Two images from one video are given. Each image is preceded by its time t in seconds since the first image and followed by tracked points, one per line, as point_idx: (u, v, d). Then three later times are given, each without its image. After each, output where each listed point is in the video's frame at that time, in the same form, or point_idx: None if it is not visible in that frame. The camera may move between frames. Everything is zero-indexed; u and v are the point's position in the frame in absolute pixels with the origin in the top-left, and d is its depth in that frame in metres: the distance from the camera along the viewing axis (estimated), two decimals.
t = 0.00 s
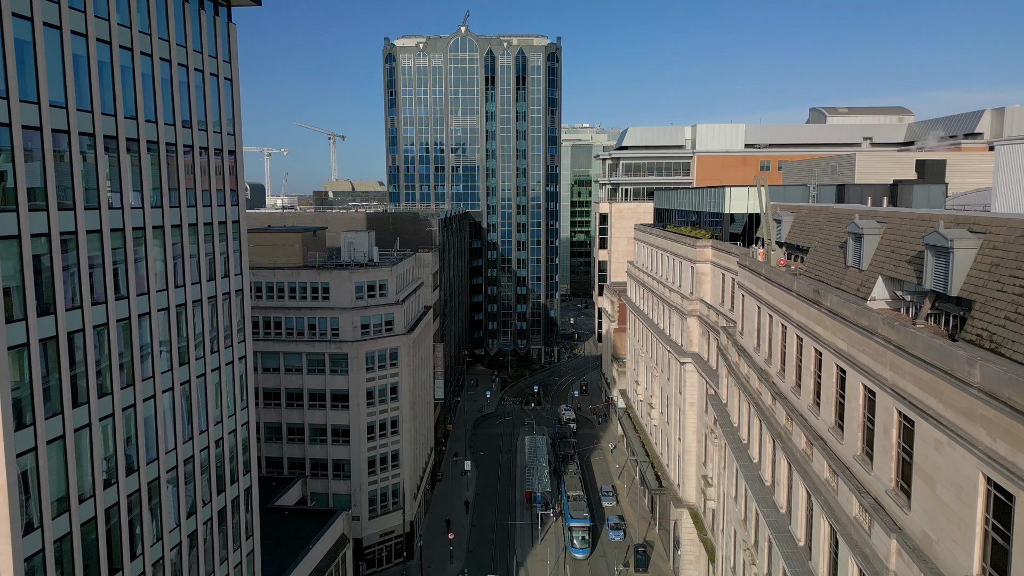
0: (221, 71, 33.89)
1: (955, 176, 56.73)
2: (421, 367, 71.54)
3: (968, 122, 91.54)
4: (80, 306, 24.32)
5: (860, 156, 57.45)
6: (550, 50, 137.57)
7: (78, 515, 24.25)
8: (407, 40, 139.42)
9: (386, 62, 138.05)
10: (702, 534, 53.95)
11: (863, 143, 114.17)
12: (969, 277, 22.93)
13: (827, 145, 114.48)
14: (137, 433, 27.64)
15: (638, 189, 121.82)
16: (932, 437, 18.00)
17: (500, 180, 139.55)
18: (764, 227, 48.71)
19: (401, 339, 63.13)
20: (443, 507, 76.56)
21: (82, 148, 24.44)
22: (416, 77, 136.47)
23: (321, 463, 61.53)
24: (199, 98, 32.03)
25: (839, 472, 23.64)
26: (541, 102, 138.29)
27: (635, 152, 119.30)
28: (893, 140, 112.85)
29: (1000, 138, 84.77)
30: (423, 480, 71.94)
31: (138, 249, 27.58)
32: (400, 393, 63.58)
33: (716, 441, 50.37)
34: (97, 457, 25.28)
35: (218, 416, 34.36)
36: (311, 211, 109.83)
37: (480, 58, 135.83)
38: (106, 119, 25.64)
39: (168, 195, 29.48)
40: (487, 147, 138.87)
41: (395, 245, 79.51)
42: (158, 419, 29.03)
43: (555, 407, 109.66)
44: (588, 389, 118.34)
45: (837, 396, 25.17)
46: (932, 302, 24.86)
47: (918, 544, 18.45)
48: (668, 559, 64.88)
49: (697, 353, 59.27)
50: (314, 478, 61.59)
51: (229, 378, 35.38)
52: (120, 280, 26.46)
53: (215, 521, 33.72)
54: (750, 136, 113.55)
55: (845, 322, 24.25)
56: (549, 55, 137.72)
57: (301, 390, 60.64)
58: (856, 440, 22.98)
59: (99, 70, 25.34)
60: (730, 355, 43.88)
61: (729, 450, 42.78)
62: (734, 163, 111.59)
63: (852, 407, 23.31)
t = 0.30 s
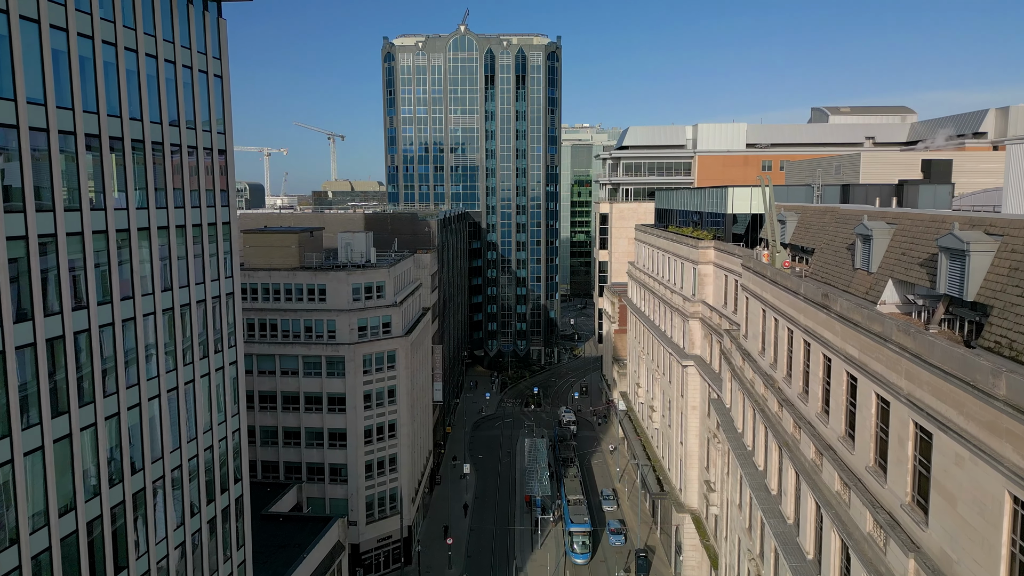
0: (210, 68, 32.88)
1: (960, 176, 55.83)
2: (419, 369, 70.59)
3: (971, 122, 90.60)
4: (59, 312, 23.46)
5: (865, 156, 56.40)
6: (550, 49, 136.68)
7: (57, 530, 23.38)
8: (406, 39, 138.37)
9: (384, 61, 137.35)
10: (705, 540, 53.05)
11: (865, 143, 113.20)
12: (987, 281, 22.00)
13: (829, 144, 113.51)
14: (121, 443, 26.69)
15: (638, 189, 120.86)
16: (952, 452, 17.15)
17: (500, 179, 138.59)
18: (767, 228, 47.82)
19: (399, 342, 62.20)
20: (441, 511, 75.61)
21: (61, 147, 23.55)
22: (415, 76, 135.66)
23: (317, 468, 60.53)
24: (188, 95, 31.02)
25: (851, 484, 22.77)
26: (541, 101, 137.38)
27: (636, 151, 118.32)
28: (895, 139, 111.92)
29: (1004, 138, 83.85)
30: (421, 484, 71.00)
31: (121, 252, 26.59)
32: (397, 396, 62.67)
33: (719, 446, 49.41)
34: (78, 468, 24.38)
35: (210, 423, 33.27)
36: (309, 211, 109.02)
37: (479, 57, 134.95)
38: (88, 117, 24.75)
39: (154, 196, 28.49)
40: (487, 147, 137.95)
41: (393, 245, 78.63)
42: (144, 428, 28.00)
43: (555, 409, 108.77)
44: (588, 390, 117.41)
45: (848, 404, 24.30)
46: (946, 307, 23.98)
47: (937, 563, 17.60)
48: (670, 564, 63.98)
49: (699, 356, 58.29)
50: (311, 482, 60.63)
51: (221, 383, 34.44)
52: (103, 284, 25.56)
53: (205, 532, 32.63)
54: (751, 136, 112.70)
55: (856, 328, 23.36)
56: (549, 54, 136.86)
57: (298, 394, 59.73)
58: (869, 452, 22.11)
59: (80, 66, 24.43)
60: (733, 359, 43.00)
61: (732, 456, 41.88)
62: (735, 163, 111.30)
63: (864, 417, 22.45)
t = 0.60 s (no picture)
0: (199, 65, 31.88)
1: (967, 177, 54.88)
2: (417, 372, 69.66)
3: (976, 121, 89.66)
4: (38, 318, 22.64)
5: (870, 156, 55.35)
6: (550, 49, 135.80)
7: (34, 545, 22.48)
8: (405, 38, 137.30)
9: (383, 61, 136.49)
10: (707, 546, 52.13)
11: (868, 142, 112.23)
12: (1005, 285, 21.11)
13: (832, 144, 112.52)
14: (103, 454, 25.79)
15: (639, 189, 119.92)
16: (973, 466, 16.28)
17: (500, 179, 137.66)
18: (772, 229, 46.92)
19: (397, 344, 61.29)
20: (440, 516, 74.68)
21: (39, 146, 22.69)
22: (414, 75, 134.83)
23: (314, 472, 59.64)
24: (175, 93, 30.06)
25: (863, 497, 21.90)
26: (541, 101, 136.46)
27: (636, 151, 117.26)
28: (898, 139, 110.98)
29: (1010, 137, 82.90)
30: (420, 488, 70.08)
31: (104, 255, 25.69)
32: (395, 399, 61.74)
33: (722, 451, 48.50)
34: (56, 480, 23.48)
35: (200, 431, 32.30)
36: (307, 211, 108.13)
37: (479, 56, 134.05)
38: (68, 114, 23.89)
39: (139, 196, 27.57)
40: (487, 147, 137.03)
41: (391, 246, 77.72)
42: (127, 438, 27.04)
43: (555, 411, 107.90)
44: (589, 392, 116.49)
45: (860, 413, 23.42)
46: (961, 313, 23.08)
47: None
48: (672, 570, 63.06)
49: (701, 359, 57.33)
50: (307, 487, 59.71)
51: (213, 389, 33.49)
52: (84, 288, 24.67)
53: (193, 543, 31.64)
54: (753, 136, 111.79)
55: (868, 333, 22.47)
56: (549, 54, 135.97)
57: (294, 397, 58.87)
58: (883, 463, 21.22)
59: (59, 61, 23.55)
60: (737, 363, 42.10)
61: (736, 462, 40.97)
62: (736, 162, 110.41)
63: (877, 428, 21.57)
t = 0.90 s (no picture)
0: (187, 61, 30.83)
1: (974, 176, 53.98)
2: (415, 375, 68.71)
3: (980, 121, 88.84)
4: (14, 325, 21.83)
5: (876, 155, 54.36)
6: (550, 48, 134.90)
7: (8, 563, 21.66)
8: (404, 37, 136.26)
9: (382, 59, 135.45)
10: (709, 552, 51.24)
11: (870, 142, 111.39)
12: None
13: (834, 144, 111.62)
14: (84, 464, 24.92)
15: (640, 189, 118.99)
16: (997, 483, 15.39)
17: (499, 179, 136.70)
18: (776, 229, 46.02)
19: (394, 346, 60.36)
20: (438, 520, 73.75)
21: (14, 145, 21.86)
22: (413, 75, 133.93)
23: (310, 477, 58.73)
24: (161, 90, 29.07)
25: (876, 512, 21.04)
26: (541, 100, 135.58)
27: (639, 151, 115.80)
28: (901, 138, 110.13)
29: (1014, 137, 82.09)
30: (418, 491, 69.16)
31: (86, 257, 24.84)
32: (392, 403, 60.80)
33: (725, 456, 47.60)
34: (32, 494, 22.61)
35: (188, 438, 31.31)
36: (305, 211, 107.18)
37: (478, 55, 133.12)
38: (46, 111, 23.08)
39: (123, 197, 26.64)
40: (486, 147, 136.07)
41: (388, 247, 76.79)
42: (110, 447, 26.14)
43: (555, 413, 107.04)
44: (589, 393, 115.56)
45: (872, 423, 22.53)
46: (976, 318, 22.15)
47: None
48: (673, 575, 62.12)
49: (703, 362, 56.40)
50: (303, 491, 58.83)
51: (202, 395, 32.53)
52: (63, 293, 23.79)
53: (181, 555, 30.69)
54: (754, 135, 110.90)
55: (881, 340, 21.60)
56: (549, 53, 135.11)
57: (289, 400, 57.98)
58: (897, 477, 20.37)
59: (36, 56, 22.72)
60: (741, 367, 41.21)
61: (740, 468, 40.06)
62: (738, 161, 109.56)
63: (891, 439, 20.70)
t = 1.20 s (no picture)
0: (175, 56, 29.87)
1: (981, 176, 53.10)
2: (413, 378, 67.79)
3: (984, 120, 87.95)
4: None
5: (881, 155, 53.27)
6: (551, 47, 134.01)
7: None
8: (403, 36, 135.35)
9: (381, 58, 134.42)
10: (712, 559, 50.30)
11: (872, 141, 110.50)
12: None
13: (836, 143, 110.62)
14: (63, 475, 23.99)
15: (641, 189, 118.11)
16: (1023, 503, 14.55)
17: (499, 179, 135.81)
18: (781, 230, 45.12)
19: (392, 349, 59.49)
20: (436, 524, 72.82)
21: None
22: (412, 74, 133.06)
23: (306, 482, 57.84)
24: (147, 87, 28.12)
25: (891, 527, 20.22)
26: (541, 100, 134.65)
27: (640, 150, 115.15)
28: (904, 138, 109.27)
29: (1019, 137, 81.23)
30: (416, 496, 68.21)
31: (65, 260, 23.91)
32: (390, 406, 59.92)
33: (728, 462, 46.68)
34: (8, 507, 21.70)
35: (177, 446, 30.38)
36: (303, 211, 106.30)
37: (477, 54, 132.25)
38: (24, 108, 22.17)
39: (106, 198, 25.73)
40: (486, 147, 135.17)
41: (386, 248, 75.88)
42: (92, 458, 25.16)
43: (555, 415, 106.14)
44: (589, 395, 114.64)
45: (885, 434, 21.69)
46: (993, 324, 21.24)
47: None
48: None
49: (706, 365, 55.48)
50: (299, 496, 57.94)
51: (192, 402, 31.60)
52: (41, 298, 22.87)
53: (168, 568, 29.77)
54: (756, 135, 110.07)
55: (896, 347, 20.70)
56: (549, 52, 134.19)
57: (285, 404, 57.06)
58: (914, 491, 19.54)
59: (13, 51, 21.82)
60: (745, 371, 40.32)
61: (745, 475, 39.18)
62: (739, 161, 108.16)
63: (906, 452, 19.87)
